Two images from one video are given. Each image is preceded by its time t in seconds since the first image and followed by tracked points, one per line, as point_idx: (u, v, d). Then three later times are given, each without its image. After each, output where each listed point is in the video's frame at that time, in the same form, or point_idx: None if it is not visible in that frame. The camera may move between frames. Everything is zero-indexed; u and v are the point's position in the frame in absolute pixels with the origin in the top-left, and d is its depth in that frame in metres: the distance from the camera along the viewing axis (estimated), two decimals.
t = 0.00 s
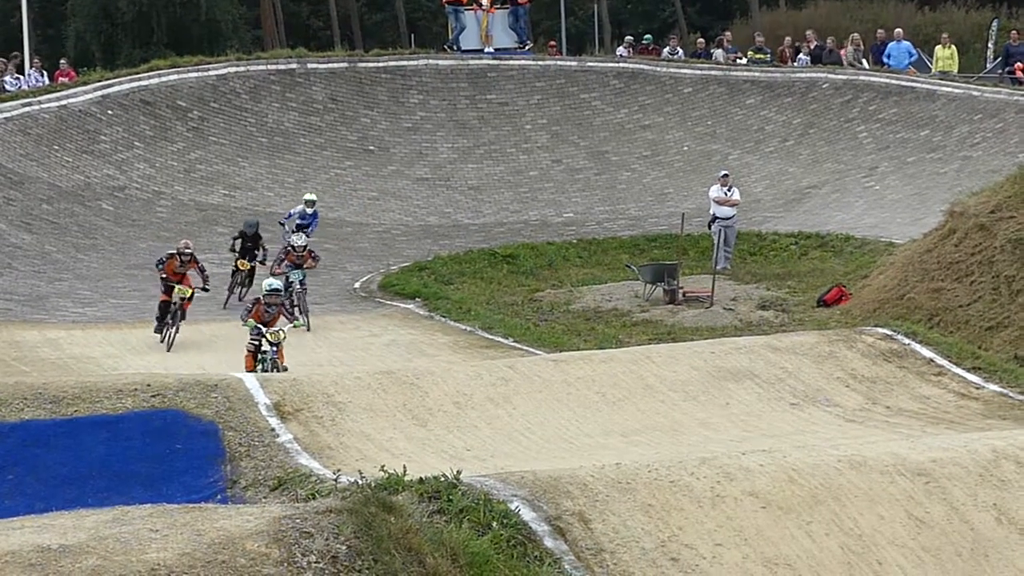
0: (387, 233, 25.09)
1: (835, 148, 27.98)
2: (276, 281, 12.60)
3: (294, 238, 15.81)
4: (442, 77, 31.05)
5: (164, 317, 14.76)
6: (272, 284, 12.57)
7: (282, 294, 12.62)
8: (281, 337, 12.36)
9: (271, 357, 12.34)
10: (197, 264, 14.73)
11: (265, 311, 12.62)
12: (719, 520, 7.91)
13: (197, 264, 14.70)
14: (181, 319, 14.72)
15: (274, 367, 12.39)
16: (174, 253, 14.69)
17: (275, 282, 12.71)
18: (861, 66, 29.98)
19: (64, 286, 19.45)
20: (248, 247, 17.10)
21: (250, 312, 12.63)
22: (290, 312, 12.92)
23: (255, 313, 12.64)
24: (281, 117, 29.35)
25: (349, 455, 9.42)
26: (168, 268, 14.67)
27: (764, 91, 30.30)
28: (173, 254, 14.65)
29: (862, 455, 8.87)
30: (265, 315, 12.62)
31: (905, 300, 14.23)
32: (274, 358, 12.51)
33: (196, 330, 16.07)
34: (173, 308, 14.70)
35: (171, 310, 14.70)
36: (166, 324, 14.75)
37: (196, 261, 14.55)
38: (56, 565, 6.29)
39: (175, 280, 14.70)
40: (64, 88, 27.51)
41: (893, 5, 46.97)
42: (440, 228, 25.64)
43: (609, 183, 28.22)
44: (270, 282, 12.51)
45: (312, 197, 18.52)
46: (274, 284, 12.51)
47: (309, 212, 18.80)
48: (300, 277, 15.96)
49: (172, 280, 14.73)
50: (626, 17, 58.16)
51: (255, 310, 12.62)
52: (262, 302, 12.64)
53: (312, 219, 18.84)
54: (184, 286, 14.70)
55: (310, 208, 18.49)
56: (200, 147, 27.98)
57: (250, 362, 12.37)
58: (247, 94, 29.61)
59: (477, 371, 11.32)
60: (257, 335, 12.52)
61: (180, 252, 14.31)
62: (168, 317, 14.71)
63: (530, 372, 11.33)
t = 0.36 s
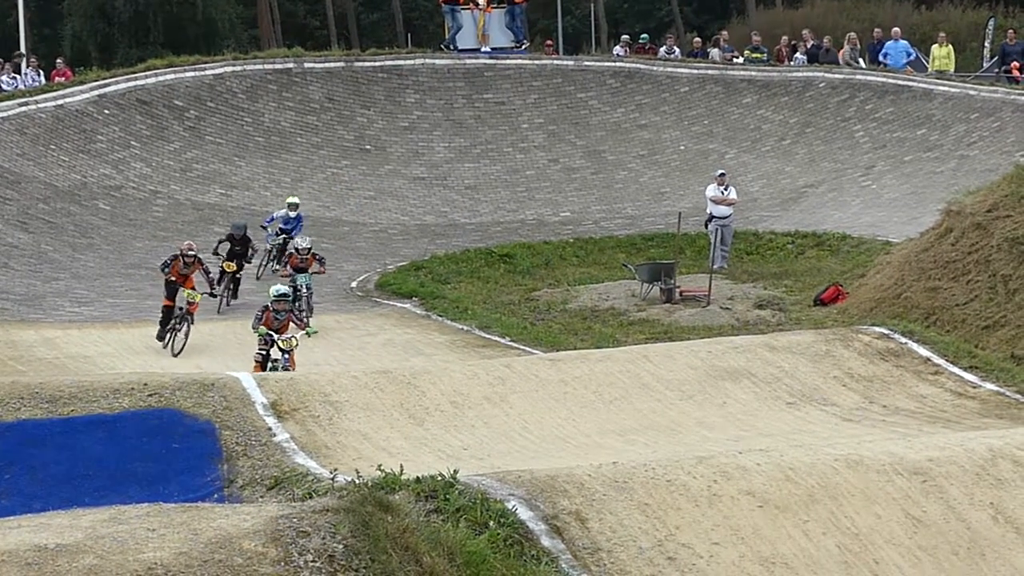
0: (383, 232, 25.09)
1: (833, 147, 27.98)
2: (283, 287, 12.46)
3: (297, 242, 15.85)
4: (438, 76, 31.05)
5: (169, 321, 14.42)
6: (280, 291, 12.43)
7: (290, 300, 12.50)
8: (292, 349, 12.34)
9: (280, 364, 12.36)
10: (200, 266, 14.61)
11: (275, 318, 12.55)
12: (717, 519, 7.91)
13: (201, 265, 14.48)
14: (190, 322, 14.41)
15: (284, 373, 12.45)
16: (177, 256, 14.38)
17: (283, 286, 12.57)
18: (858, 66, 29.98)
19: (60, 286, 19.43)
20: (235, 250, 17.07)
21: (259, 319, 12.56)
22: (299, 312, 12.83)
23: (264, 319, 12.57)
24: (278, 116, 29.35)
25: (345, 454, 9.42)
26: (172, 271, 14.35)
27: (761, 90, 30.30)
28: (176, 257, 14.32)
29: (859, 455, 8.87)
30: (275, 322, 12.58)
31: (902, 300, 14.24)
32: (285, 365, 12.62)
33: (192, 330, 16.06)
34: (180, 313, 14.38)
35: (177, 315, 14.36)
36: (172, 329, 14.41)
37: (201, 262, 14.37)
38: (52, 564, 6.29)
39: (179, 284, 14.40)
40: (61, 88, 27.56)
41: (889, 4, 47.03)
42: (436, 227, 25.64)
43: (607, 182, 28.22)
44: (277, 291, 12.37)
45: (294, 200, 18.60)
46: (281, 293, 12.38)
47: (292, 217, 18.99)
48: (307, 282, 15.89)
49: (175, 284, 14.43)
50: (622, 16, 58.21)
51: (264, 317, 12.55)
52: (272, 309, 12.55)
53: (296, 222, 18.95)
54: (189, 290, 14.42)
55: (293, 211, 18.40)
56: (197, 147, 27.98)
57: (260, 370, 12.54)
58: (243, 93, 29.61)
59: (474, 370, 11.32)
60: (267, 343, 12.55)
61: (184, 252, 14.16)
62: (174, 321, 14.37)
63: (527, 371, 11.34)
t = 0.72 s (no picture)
0: (381, 229, 25.09)
1: (830, 145, 27.98)
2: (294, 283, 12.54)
3: (303, 244, 15.75)
4: (437, 73, 31.04)
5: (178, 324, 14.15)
6: (290, 287, 12.51)
7: (300, 296, 12.56)
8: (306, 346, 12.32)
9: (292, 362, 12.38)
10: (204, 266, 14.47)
11: (287, 316, 12.60)
12: (715, 517, 7.91)
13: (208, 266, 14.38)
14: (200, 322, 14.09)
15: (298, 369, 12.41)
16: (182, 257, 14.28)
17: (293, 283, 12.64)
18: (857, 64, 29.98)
19: (59, 282, 19.44)
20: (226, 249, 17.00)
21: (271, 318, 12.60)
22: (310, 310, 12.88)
23: (276, 318, 12.60)
24: (276, 114, 29.34)
25: (344, 451, 9.43)
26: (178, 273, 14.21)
27: (760, 88, 30.28)
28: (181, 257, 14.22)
29: (857, 452, 8.87)
30: (287, 320, 12.62)
31: (899, 297, 14.24)
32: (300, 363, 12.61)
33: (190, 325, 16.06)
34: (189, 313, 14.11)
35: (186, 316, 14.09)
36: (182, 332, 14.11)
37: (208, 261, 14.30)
38: (51, 560, 6.29)
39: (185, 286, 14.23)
40: (59, 84, 27.56)
41: (888, 2, 47.01)
42: (434, 224, 25.65)
43: (605, 179, 28.22)
44: (288, 287, 12.45)
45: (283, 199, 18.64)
46: (292, 288, 12.46)
47: (280, 217, 19.11)
48: (315, 284, 15.80)
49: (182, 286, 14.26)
50: (621, 13, 58.22)
51: (276, 316, 12.58)
52: (283, 307, 12.60)
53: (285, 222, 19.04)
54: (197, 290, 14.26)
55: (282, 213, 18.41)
56: (195, 144, 27.97)
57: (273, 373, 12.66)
58: (242, 90, 29.60)
59: (472, 367, 11.31)
60: (280, 342, 12.55)
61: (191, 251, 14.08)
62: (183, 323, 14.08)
63: (525, 368, 11.35)
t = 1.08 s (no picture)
0: (376, 226, 25.07)
1: (825, 143, 28.00)
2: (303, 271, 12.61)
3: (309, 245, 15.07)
4: (432, 71, 31.04)
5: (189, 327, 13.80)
6: (298, 275, 12.57)
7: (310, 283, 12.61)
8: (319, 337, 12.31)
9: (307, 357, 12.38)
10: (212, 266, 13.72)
11: (297, 306, 12.65)
12: (709, 514, 7.92)
13: (214, 265, 13.71)
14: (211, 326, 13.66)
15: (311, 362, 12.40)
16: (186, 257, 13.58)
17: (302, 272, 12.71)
18: (852, 62, 30.02)
19: (54, 279, 19.43)
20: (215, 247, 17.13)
21: (282, 309, 12.65)
22: (319, 302, 12.94)
23: (286, 309, 12.65)
24: (270, 111, 29.32)
25: (339, 448, 9.43)
26: (183, 275, 13.58)
27: (754, 86, 30.29)
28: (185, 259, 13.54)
29: (852, 450, 8.88)
30: (297, 309, 12.66)
31: (894, 295, 14.23)
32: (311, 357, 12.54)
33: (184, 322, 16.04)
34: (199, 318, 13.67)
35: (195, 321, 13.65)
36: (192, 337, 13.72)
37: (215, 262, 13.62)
38: (46, 556, 6.29)
39: (192, 289, 13.65)
40: (53, 81, 27.52)
41: None
42: (429, 221, 25.64)
43: (600, 177, 28.22)
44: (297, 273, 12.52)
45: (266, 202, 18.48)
46: (301, 274, 12.53)
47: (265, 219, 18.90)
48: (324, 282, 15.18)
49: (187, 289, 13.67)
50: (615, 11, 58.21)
51: (286, 306, 12.63)
52: (292, 297, 12.66)
53: (271, 221, 18.96)
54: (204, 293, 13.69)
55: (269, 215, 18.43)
56: (189, 141, 27.94)
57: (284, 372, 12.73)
58: (237, 87, 29.59)
59: (467, 364, 11.31)
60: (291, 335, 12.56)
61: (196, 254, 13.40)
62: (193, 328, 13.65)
63: (519, 365, 11.34)
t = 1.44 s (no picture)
0: (373, 225, 25.06)
1: (821, 142, 28.00)
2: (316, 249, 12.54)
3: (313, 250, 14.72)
4: (428, 69, 31.04)
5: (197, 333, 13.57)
6: (311, 255, 12.48)
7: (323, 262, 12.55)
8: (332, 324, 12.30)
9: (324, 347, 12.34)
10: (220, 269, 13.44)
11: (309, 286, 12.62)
12: (706, 513, 7.92)
13: (222, 268, 13.46)
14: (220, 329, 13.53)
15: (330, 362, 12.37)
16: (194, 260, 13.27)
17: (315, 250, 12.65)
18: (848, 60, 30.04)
19: (50, 277, 19.41)
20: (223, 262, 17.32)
21: (294, 288, 12.62)
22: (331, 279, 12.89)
23: (297, 289, 12.63)
24: (267, 110, 29.31)
25: (336, 446, 9.43)
26: (190, 278, 13.31)
27: (751, 84, 30.28)
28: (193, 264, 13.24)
29: (849, 448, 8.88)
30: (309, 288, 12.65)
31: (891, 294, 14.24)
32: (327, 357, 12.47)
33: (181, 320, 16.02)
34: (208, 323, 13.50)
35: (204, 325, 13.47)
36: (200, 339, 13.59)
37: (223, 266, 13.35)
38: (43, 556, 6.28)
39: (200, 292, 13.42)
40: (49, 80, 27.50)
41: None
42: (426, 220, 25.63)
43: (596, 175, 28.22)
44: (309, 252, 12.45)
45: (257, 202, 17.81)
46: (314, 254, 12.46)
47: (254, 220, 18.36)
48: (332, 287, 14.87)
49: (196, 290, 13.44)
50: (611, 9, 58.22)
51: (298, 286, 12.61)
52: (304, 276, 12.61)
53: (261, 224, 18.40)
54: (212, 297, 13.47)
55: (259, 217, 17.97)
56: (185, 140, 27.92)
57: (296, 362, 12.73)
58: (233, 86, 29.58)
59: (464, 363, 11.31)
60: (303, 318, 12.57)
61: (204, 261, 13.07)
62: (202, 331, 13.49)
63: (516, 364, 11.35)
